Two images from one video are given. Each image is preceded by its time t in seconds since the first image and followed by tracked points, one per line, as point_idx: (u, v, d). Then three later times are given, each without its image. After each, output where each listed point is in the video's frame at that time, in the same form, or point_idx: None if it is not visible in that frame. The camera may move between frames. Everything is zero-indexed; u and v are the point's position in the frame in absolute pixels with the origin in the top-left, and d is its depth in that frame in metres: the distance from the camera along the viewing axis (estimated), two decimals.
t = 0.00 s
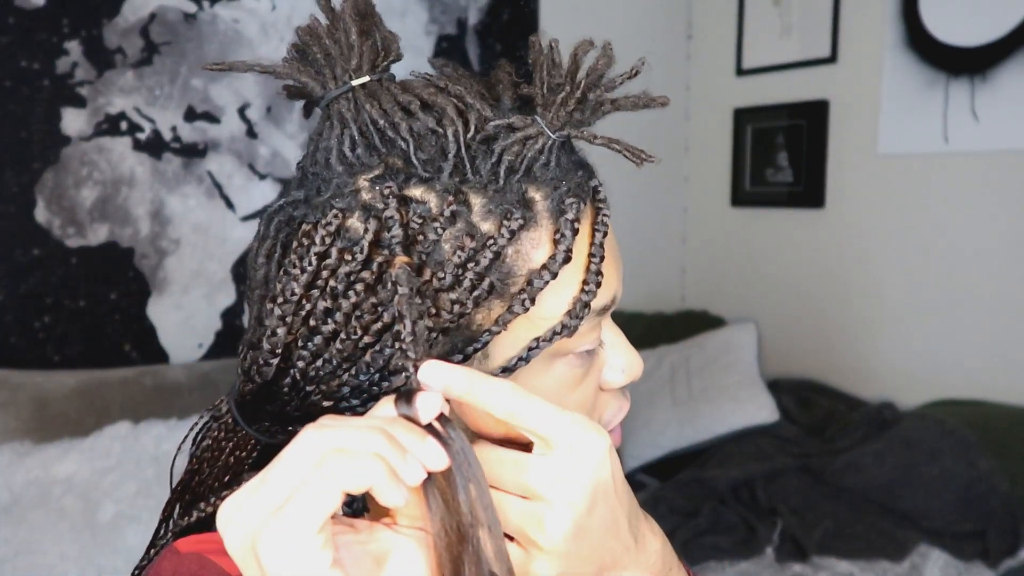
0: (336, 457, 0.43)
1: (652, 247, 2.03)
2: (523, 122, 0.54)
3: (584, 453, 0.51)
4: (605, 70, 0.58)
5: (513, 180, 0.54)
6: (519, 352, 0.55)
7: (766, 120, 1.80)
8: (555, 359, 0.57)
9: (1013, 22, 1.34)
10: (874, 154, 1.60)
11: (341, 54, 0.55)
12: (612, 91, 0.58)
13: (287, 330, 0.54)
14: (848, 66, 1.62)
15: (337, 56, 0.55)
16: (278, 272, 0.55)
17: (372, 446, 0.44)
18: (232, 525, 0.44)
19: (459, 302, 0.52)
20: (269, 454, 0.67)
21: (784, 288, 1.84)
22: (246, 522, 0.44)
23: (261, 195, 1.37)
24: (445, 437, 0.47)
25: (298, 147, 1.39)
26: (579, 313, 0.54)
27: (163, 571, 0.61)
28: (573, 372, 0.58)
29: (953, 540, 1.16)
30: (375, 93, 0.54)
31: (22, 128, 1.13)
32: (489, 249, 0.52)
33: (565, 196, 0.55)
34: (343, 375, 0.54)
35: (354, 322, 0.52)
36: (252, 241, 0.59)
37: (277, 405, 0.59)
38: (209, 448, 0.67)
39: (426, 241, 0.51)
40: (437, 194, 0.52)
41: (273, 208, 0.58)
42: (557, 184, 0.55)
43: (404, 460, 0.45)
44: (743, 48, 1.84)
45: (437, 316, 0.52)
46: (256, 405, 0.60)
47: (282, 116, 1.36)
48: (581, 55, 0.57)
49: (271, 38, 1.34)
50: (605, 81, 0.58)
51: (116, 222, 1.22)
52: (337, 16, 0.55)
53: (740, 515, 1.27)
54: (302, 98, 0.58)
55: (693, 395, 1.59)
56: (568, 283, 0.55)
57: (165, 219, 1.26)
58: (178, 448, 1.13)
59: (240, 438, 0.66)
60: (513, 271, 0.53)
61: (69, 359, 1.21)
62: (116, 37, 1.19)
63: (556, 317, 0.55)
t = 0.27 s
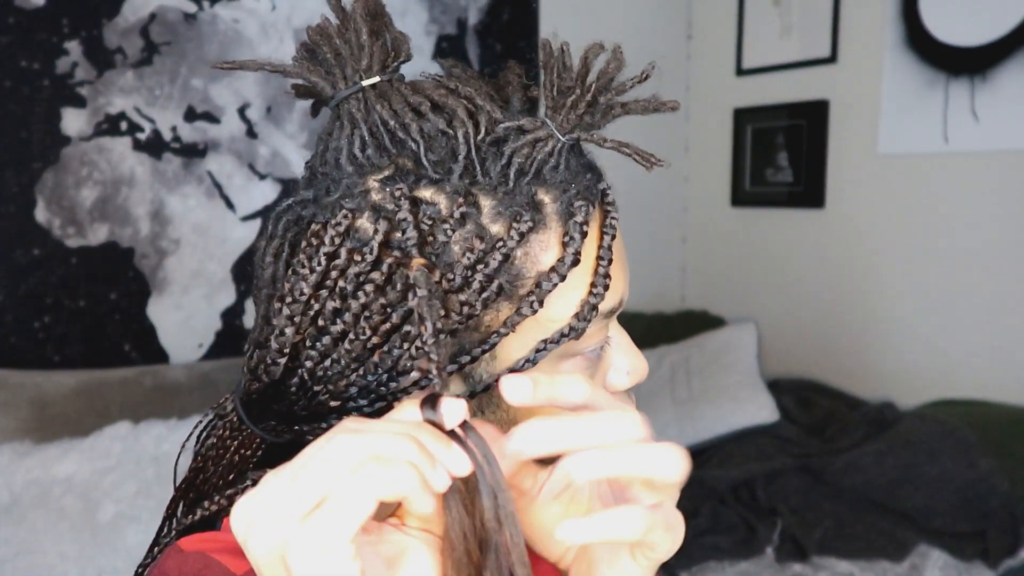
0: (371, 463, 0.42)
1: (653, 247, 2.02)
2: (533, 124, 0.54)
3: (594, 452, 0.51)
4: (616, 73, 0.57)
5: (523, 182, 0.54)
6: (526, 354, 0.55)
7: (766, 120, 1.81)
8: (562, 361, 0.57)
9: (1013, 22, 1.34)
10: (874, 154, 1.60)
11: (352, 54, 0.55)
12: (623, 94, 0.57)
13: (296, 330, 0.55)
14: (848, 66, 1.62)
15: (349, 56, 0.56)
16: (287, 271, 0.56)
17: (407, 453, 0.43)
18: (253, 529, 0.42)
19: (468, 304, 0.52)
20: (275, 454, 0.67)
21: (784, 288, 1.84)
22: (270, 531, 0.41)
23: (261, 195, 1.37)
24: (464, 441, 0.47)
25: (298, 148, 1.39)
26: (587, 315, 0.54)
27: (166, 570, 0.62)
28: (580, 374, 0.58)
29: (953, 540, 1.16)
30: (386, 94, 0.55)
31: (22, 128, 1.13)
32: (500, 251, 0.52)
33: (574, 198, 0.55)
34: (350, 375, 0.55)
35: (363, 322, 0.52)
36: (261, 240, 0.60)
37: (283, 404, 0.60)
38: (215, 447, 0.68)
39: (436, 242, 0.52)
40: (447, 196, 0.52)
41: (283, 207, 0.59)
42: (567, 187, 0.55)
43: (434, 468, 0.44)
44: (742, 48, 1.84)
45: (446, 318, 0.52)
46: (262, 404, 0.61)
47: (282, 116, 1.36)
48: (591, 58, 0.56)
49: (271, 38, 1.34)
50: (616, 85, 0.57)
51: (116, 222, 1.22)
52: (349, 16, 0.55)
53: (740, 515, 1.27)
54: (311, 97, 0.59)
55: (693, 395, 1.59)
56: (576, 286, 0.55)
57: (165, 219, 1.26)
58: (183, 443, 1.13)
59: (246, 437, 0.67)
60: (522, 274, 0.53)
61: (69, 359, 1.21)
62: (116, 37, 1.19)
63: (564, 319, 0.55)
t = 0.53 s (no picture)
0: (417, 467, 0.44)
1: (653, 247, 2.02)
2: (541, 128, 0.54)
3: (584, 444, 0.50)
4: (624, 77, 0.56)
5: (529, 186, 0.55)
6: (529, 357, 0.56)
7: (766, 121, 1.81)
8: (565, 364, 0.57)
9: (1013, 22, 1.34)
10: (874, 154, 1.60)
11: (360, 54, 0.56)
12: (632, 98, 0.56)
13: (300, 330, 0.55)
14: (848, 66, 1.62)
15: (356, 55, 0.56)
16: (291, 271, 0.56)
17: (450, 462, 0.46)
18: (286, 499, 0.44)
19: (471, 307, 0.53)
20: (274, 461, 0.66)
21: (784, 288, 1.84)
22: (307, 509, 0.43)
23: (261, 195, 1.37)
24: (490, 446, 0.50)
25: (298, 148, 1.40)
26: (590, 318, 0.55)
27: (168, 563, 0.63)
28: (582, 377, 0.59)
29: (953, 541, 1.17)
30: (394, 95, 0.55)
31: (22, 128, 1.13)
32: (505, 254, 0.52)
33: (580, 202, 0.55)
34: (353, 376, 0.55)
35: (368, 323, 0.53)
36: (266, 238, 0.60)
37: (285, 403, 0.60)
38: (219, 444, 0.68)
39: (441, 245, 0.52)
40: (453, 198, 0.52)
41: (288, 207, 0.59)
42: (573, 191, 0.56)
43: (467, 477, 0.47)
44: (742, 47, 1.84)
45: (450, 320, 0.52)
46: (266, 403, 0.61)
47: (282, 116, 1.36)
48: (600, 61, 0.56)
49: (271, 38, 1.34)
50: (625, 87, 0.56)
51: (116, 222, 1.22)
52: (357, 16, 0.56)
53: (739, 515, 1.27)
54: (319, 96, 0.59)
55: (693, 395, 1.59)
56: (580, 289, 0.55)
57: (165, 219, 1.26)
58: (186, 441, 1.13)
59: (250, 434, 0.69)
60: (526, 277, 0.54)
61: (69, 359, 1.21)
62: (116, 37, 1.19)
63: (568, 321, 0.55)
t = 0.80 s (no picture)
0: (414, 458, 0.45)
1: (653, 247, 2.02)
2: (539, 130, 0.55)
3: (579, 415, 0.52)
4: (625, 84, 0.56)
5: (524, 188, 0.55)
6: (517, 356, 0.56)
7: (766, 121, 1.80)
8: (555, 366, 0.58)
9: (1013, 22, 1.33)
10: (875, 154, 1.60)
11: (368, 52, 0.57)
12: (631, 105, 0.56)
13: (292, 317, 0.55)
14: (848, 66, 1.62)
15: (364, 53, 0.57)
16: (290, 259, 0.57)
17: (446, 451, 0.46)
18: (281, 481, 0.44)
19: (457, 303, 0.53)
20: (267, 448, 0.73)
21: (784, 288, 1.84)
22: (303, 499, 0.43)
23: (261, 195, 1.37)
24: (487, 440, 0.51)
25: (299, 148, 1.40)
26: (579, 322, 0.55)
27: (167, 550, 0.65)
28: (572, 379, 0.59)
29: (953, 541, 1.16)
30: (397, 93, 0.56)
31: (22, 128, 1.13)
32: (495, 252, 0.53)
33: (574, 206, 0.55)
34: (341, 365, 0.57)
35: (356, 314, 0.54)
36: (272, 227, 0.62)
37: (277, 390, 0.61)
38: (219, 430, 0.75)
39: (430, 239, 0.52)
40: (447, 195, 0.53)
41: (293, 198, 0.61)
42: (569, 194, 0.55)
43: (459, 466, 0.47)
44: (742, 48, 1.84)
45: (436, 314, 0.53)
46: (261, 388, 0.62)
47: (282, 116, 1.36)
48: (602, 67, 0.56)
49: (271, 38, 1.34)
50: (625, 94, 0.56)
51: (116, 222, 1.22)
52: (368, 15, 0.57)
53: (740, 515, 1.27)
54: (328, 92, 0.61)
55: (693, 395, 1.59)
56: (571, 291, 0.55)
57: (165, 219, 1.26)
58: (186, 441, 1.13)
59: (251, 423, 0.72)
60: (515, 277, 0.54)
61: (69, 359, 1.21)
62: (116, 37, 1.19)
63: (557, 323, 0.55)
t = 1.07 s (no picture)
0: (406, 428, 0.48)
1: (653, 247, 2.02)
2: (534, 131, 0.54)
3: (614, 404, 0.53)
4: (621, 84, 0.56)
5: (516, 188, 0.55)
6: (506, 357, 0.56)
7: (766, 121, 1.81)
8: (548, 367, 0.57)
9: (1014, 22, 1.33)
10: (874, 154, 1.60)
11: (365, 51, 0.58)
12: (625, 105, 0.56)
13: (287, 314, 0.58)
14: (848, 66, 1.62)
15: (361, 53, 0.58)
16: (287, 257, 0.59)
17: (439, 426, 0.49)
18: (280, 460, 0.48)
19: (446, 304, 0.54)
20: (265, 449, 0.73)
21: (784, 288, 1.84)
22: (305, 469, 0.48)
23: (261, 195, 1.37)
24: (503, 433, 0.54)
25: (299, 148, 1.40)
26: (571, 324, 0.55)
27: (168, 549, 0.67)
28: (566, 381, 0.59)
29: (953, 541, 1.16)
30: (393, 92, 0.56)
31: (22, 128, 1.13)
32: (486, 253, 0.53)
33: (568, 207, 0.55)
34: (333, 362, 0.58)
35: (348, 313, 0.56)
36: (271, 225, 0.65)
37: (271, 387, 0.64)
38: (219, 425, 0.77)
39: (420, 240, 0.53)
40: (440, 196, 0.54)
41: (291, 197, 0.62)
42: (562, 195, 0.55)
43: (465, 442, 0.50)
44: (742, 48, 1.85)
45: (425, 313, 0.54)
46: (259, 383, 0.64)
47: (283, 116, 1.36)
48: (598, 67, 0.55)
49: (271, 38, 1.34)
50: (621, 95, 0.56)
51: (116, 222, 1.22)
52: (366, 15, 0.57)
53: (740, 515, 1.27)
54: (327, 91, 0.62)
55: (693, 395, 1.59)
56: (563, 292, 0.55)
57: (165, 219, 1.26)
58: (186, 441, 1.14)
59: (247, 417, 0.75)
60: (506, 278, 0.54)
61: (70, 359, 1.21)
62: (116, 37, 1.19)
63: (548, 325, 0.55)
